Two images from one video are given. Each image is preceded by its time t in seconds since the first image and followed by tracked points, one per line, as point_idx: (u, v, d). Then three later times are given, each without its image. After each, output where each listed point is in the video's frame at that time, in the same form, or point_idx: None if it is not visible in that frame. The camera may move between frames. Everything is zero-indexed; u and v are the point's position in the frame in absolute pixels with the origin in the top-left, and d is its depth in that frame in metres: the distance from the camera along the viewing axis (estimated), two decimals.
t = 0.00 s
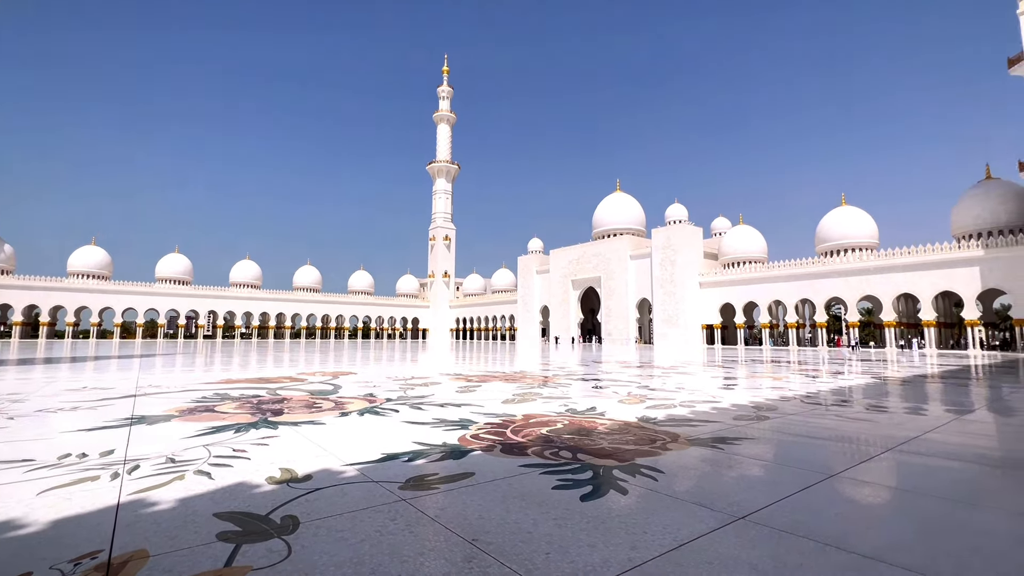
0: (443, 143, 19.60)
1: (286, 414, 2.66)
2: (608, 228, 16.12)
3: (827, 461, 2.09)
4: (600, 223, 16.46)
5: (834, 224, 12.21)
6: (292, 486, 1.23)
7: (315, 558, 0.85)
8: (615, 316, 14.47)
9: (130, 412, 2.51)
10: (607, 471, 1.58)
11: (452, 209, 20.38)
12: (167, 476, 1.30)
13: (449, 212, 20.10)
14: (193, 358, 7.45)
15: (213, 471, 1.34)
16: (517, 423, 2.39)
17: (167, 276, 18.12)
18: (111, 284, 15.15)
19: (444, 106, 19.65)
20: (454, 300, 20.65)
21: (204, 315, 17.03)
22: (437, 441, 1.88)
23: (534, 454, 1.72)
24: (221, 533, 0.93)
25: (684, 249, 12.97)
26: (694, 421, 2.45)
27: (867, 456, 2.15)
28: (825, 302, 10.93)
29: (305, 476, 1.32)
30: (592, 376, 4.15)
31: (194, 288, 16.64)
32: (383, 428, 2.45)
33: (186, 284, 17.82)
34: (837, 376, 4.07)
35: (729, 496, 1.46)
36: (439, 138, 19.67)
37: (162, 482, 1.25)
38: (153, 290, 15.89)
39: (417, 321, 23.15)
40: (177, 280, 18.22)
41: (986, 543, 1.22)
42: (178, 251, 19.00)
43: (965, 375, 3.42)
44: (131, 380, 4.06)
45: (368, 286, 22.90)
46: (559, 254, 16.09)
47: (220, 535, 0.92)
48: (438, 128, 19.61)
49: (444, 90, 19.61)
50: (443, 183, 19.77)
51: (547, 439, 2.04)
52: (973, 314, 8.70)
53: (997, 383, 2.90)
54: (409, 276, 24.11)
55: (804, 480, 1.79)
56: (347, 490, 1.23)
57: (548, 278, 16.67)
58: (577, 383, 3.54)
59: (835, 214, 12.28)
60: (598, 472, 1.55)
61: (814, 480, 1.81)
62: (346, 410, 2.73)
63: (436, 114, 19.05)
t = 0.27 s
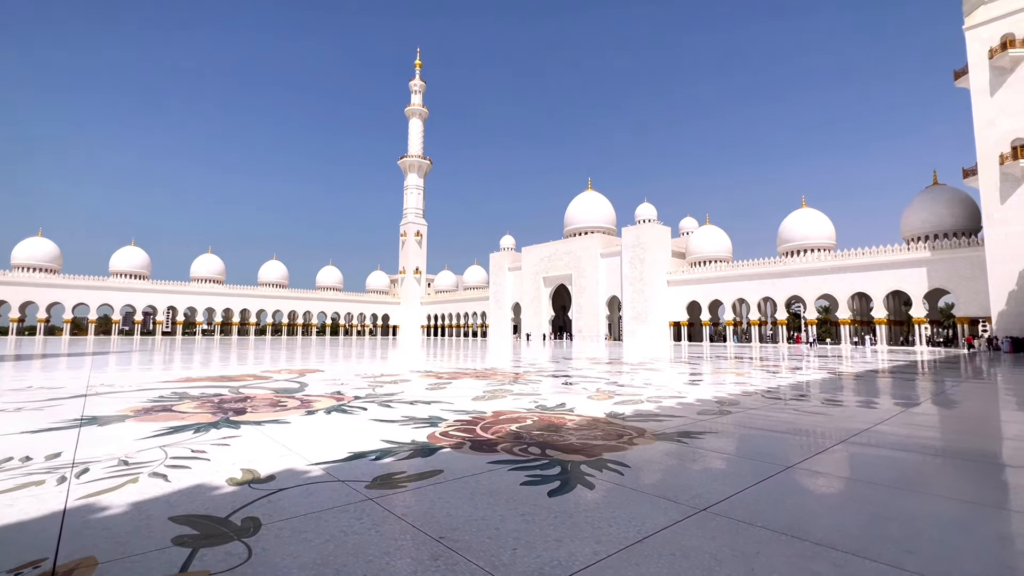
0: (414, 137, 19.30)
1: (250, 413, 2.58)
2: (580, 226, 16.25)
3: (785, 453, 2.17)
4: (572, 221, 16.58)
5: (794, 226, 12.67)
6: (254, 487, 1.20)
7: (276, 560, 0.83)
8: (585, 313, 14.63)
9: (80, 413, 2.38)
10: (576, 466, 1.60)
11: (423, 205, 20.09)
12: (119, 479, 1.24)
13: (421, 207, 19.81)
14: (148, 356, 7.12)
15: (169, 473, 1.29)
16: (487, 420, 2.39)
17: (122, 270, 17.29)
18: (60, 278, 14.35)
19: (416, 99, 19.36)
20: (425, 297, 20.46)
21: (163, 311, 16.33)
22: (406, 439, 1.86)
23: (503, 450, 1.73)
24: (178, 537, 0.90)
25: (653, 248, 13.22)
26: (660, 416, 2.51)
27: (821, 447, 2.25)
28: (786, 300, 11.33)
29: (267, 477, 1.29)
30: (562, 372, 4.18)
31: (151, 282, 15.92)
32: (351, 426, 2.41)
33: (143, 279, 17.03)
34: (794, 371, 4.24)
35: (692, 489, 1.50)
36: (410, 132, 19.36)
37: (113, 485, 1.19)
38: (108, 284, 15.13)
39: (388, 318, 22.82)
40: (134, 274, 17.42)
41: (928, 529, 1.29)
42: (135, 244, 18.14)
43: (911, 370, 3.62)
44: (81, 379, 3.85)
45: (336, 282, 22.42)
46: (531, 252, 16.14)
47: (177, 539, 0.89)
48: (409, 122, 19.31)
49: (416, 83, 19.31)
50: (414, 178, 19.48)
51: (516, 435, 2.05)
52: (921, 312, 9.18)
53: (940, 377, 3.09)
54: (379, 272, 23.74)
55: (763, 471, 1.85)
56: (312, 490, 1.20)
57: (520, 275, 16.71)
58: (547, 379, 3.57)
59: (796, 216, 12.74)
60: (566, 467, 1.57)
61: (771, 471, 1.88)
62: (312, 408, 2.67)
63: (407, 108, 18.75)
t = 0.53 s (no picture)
0: (391, 133, 19.03)
1: (218, 413, 2.51)
2: (557, 225, 16.33)
3: (754, 448, 2.23)
4: (550, 219, 16.65)
5: (764, 227, 13.02)
6: (221, 490, 1.17)
7: (243, 564, 0.81)
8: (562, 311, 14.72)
9: (35, 415, 2.27)
10: (550, 463, 1.61)
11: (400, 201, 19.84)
12: (77, 483, 1.19)
13: (397, 204, 19.55)
14: (109, 355, 6.84)
15: (131, 477, 1.24)
16: (463, 418, 2.39)
17: (83, 265, 16.60)
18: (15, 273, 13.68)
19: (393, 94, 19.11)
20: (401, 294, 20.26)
21: (126, 308, 15.72)
22: (380, 438, 1.84)
23: (478, 448, 1.73)
24: (139, 543, 0.86)
25: (628, 247, 13.40)
26: (634, 413, 2.54)
27: (788, 442, 2.32)
28: (756, 298, 11.63)
29: (236, 479, 1.26)
30: (538, 370, 4.20)
31: (114, 278, 15.32)
32: (324, 426, 2.38)
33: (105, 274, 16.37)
34: (763, 368, 4.36)
35: (664, 484, 1.52)
36: (387, 127, 19.08)
37: (71, 489, 1.14)
38: (66, 279, 14.48)
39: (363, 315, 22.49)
40: (95, 269, 16.74)
41: (885, 519, 1.35)
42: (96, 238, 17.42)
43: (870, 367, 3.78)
44: (36, 379, 3.67)
45: (310, 278, 21.99)
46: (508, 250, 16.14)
47: (138, 545, 0.86)
48: (386, 117, 19.04)
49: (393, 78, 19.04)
50: (391, 174, 19.21)
51: (492, 433, 2.06)
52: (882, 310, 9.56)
53: (899, 373, 3.22)
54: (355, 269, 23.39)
55: (733, 466, 1.90)
56: (283, 491, 1.18)
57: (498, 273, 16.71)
58: (523, 377, 3.58)
59: (765, 217, 13.09)
60: (540, 464, 1.58)
61: (740, 466, 1.93)
62: (284, 408, 2.61)
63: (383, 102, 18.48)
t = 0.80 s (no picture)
0: (370, 128, 18.75)
1: (189, 414, 2.45)
2: (538, 223, 16.38)
3: (727, 443, 2.29)
4: (530, 218, 16.68)
5: (739, 227, 13.30)
6: (192, 492, 1.14)
7: (214, 568, 0.79)
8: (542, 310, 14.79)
9: None
10: (529, 461, 1.62)
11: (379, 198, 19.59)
12: (37, 488, 1.14)
13: (376, 201, 19.31)
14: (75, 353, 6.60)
15: (96, 480, 1.20)
16: (442, 417, 2.39)
17: (45, 261, 15.95)
18: None
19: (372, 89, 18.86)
20: (380, 292, 20.03)
21: (92, 305, 15.18)
22: (357, 438, 1.82)
23: (457, 447, 1.73)
24: (104, 549, 0.84)
25: (607, 246, 13.52)
26: (612, 410, 2.57)
27: (760, 438, 2.38)
28: (732, 297, 11.88)
29: (207, 481, 1.23)
30: (518, 368, 4.20)
31: (79, 274, 14.74)
32: (300, 426, 2.35)
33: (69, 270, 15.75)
34: (737, 365, 4.46)
35: (640, 480, 1.54)
36: (366, 123, 18.80)
37: (30, 494, 1.10)
38: (26, 275, 13.88)
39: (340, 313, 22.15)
40: (58, 265, 16.10)
41: (851, 512, 1.39)
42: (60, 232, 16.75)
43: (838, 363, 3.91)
44: None
45: (286, 276, 21.56)
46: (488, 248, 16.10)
47: (103, 551, 0.83)
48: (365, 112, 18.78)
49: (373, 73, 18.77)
50: (370, 171, 18.94)
51: (471, 431, 2.06)
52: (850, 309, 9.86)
53: (866, 370, 3.33)
54: (332, 266, 23.03)
55: (707, 462, 1.94)
56: (257, 493, 1.15)
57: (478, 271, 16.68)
58: (503, 375, 3.59)
59: (740, 218, 13.37)
60: (519, 462, 1.58)
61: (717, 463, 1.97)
62: (258, 408, 2.56)
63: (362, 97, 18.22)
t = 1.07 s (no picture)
0: (352, 124, 18.49)
1: (163, 415, 2.39)
2: (521, 222, 16.39)
3: (707, 440, 2.33)
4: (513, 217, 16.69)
5: (718, 228, 13.53)
6: (166, 495, 1.11)
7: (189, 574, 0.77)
8: (525, 309, 14.81)
9: None
10: (510, 459, 1.62)
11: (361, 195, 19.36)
12: None
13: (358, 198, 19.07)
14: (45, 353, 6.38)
15: (63, 484, 1.16)
16: (424, 416, 2.38)
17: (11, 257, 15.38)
18: None
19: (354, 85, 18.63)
20: (361, 290, 19.81)
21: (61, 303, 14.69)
22: (337, 438, 1.79)
23: (439, 446, 1.72)
24: (71, 555, 0.81)
25: (590, 245, 13.61)
26: (594, 408, 2.59)
27: (739, 434, 2.43)
28: (711, 297, 12.06)
29: (182, 484, 1.20)
30: (500, 367, 4.20)
31: (46, 271, 14.25)
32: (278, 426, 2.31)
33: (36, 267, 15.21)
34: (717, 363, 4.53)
35: (621, 478, 1.56)
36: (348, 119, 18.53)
37: None
38: None
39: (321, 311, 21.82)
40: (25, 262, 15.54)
41: (825, 506, 1.43)
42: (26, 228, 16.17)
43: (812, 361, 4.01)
44: None
45: (265, 273, 21.16)
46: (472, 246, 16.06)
47: (70, 557, 0.81)
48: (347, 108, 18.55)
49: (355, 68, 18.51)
50: (351, 167, 18.68)
51: (454, 430, 2.06)
52: (825, 309, 10.11)
53: (840, 367, 3.42)
54: (313, 263, 22.69)
55: (687, 459, 1.96)
56: (234, 495, 1.13)
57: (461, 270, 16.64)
58: (485, 374, 3.58)
59: (720, 218, 13.60)
60: (501, 461, 1.58)
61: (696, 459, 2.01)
62: (235, 408, 2.51)
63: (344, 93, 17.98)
